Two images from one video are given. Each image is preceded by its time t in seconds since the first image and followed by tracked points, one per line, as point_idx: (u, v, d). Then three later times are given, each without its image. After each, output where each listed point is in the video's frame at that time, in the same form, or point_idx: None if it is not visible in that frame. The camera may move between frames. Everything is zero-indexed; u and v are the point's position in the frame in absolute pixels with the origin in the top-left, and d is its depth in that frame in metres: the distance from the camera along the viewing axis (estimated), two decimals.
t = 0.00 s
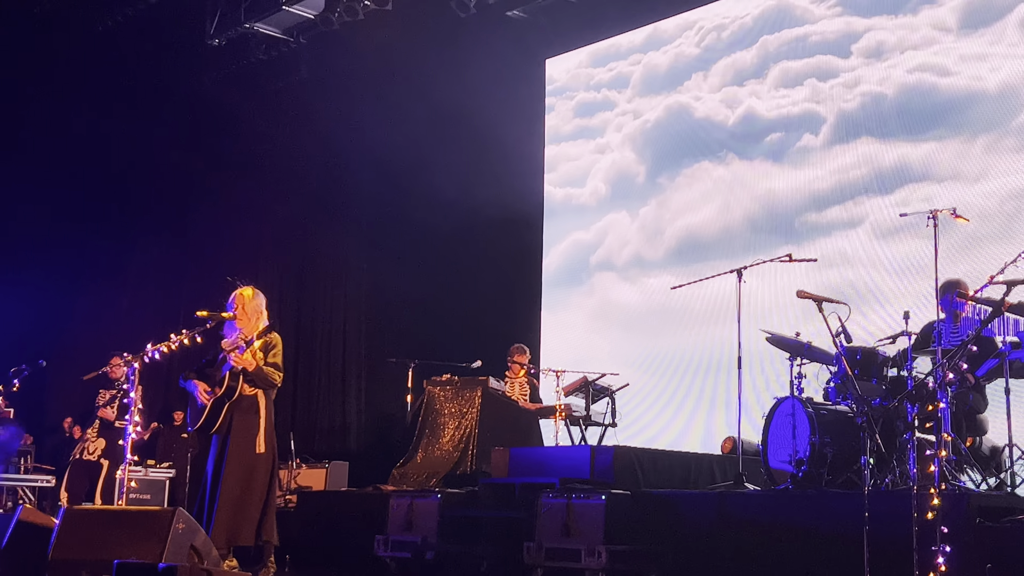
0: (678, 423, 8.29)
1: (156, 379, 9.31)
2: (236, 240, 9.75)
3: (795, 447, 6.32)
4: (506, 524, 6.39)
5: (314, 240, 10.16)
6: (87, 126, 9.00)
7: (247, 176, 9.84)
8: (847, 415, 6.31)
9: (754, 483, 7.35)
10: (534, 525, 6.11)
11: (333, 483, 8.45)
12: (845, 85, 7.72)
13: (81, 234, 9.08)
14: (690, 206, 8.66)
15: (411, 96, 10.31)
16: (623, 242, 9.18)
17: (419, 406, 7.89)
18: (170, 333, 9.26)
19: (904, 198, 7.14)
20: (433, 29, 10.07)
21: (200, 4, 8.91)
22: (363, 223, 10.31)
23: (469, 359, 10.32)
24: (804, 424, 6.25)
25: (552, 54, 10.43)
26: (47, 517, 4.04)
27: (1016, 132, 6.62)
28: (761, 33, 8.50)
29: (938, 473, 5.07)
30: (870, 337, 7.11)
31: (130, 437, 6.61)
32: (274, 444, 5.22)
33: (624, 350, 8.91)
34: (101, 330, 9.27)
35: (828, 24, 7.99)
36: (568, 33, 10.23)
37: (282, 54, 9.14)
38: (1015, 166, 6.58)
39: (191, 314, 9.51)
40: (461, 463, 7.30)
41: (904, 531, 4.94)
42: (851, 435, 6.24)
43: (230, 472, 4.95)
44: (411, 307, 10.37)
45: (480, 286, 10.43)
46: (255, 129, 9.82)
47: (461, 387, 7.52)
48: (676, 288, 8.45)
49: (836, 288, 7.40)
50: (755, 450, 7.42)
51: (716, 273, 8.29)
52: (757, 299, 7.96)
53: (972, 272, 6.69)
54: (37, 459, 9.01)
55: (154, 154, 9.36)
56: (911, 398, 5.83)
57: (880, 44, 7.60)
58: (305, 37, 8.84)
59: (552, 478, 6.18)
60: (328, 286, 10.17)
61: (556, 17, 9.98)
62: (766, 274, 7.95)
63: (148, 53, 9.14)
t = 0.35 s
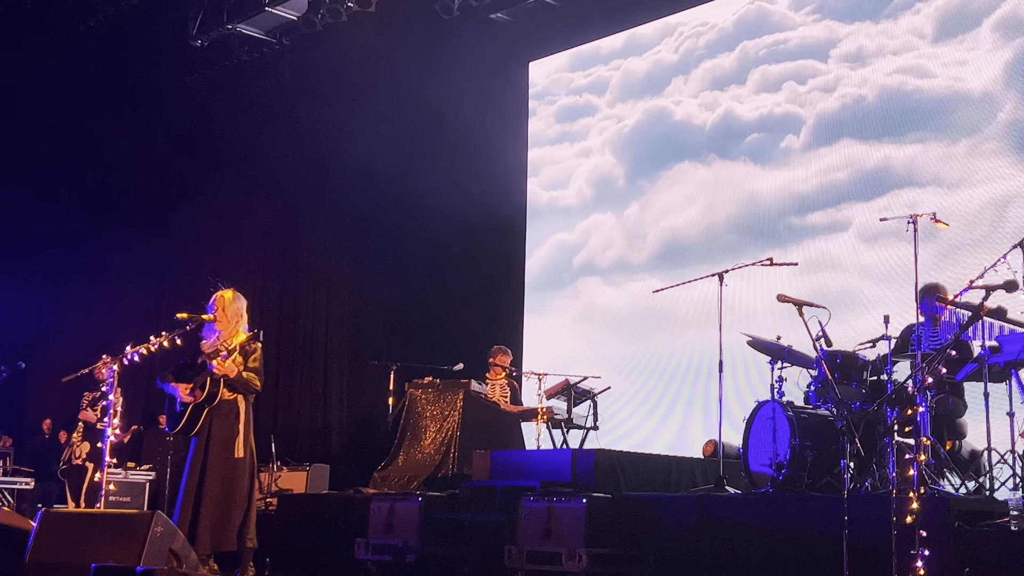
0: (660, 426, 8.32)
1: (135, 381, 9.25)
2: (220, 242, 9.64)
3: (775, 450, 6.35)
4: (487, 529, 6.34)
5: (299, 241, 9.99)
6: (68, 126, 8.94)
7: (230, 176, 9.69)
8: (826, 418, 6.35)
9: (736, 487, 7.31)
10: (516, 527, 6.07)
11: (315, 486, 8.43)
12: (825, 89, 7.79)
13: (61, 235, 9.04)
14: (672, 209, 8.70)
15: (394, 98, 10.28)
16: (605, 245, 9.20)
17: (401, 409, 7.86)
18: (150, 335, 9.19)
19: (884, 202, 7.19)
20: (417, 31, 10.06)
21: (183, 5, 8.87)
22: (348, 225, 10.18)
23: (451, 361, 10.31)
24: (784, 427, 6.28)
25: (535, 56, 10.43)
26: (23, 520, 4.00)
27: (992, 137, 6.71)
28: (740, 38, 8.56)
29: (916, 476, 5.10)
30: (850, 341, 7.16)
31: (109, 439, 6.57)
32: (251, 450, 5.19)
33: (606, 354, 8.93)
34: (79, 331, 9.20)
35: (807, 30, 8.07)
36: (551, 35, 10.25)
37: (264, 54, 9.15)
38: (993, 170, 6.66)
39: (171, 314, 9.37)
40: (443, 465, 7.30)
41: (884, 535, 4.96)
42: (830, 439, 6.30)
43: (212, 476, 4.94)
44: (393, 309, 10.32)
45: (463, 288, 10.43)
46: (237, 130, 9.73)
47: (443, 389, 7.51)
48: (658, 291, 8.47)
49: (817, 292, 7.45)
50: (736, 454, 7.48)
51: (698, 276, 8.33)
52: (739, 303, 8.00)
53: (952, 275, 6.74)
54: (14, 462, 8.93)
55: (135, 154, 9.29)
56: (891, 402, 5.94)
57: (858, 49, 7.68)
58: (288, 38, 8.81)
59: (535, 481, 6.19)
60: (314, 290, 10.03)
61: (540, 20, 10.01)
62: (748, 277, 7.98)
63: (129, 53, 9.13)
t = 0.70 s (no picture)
0: (646, 428, 8.32)
1: (121, 383, 9.18)
2: (207, 243, 9.59)
3: (762, 453, 6.36)
4: (473, 531, 6.31)
5: (286, 244, 9.96)
6: (55, 126, 8.88)
7: (219, 179, 9.68)
8: (813, 421, 6.36)
9: (720, 489, 7.35)
10: (502, 529, 6.07)
11: (301, 488, 8.41)
12: (812, 93, 7.84)
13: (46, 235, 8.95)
14: (659, 212, 8.72)
15: (382, 100, 10.26)
16: (594, 247, 9.22)
17: (387, 412, 7.83)
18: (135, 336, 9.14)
19: (870, 205, 7.24)
20: (406, 33, 10.04)
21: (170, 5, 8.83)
22: (336, 227, 10.17)
23: (438, 363, 10.29)
24: (771, 430, 6.29)
25: (523, 59, 10.45)
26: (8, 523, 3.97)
27: (977, 139, 6.77)
28: (725, 43, 8.62)
29: (902, 481, 5.14)
30: (837, 343, 7.17)
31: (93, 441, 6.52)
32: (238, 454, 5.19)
33: (593, 356, 8.95)
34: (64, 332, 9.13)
35: (792, 34, 8.13)
36: (538, 38, 10.27)
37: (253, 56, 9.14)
38: (978, 173, 6.71)
39: (157, 317, 9.32)
40: (429, 468, 7.26)
41: (870, 537, 4.97)
42: (817, 441, 6.28)
43: (197, 481, 4.93)
44: (380, 311, 10.31)
45: (450, 291, 10.44)
46: (224, 131, 9.70)
47: (430, 392, 7.49)
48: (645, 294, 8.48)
49: (805, 295, 7.46)
50: (723, 456, 7.46)
51: (684, 279, 8.35)
52: (724, 307, 8.02)
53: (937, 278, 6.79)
54: None
55: (122, 155, 9.23)
56: (876, 405, 5.91)
57: (843, 53, 7.73)
58: (276, 39, 8.78)
59: (521, 483, 6.16)
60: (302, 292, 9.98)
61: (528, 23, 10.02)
62: (734, 279, 8.00)
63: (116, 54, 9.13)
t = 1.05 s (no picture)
0: (642, 428, 8.33)
1: (114, 384, 9.15)
2: (201, 243, 9.58)
3: (757, 454, 6.40)
4: (467, 532, 6.26)
5: (281, 244, 9.95)
6: (49, 125, 8.86)
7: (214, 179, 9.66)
8: (807, 421, 6.36)
9: (714, 490, 7.36)
10: (497, 531, 6.00)
11: (295, 488, 8.40)
12: (805, 94, 7.86)
13: (41, 234, 8.94)
14: (654, 213, 8.73)
15: (377, 101, 10.26)
16: (589, 248, 9.22)
17: (382, 412, 7.82)
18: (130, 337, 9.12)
19: (864, 206, 7.26)
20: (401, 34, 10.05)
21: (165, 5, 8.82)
22: (332, 228, 10.18)
23: (434, 363, 10.27)
24: (766, 431, 6.30)
25: (518, 60, 10.47)
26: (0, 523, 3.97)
27: (969, 139, 6.81)
28: (716, 46, 8.66)
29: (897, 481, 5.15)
30: (832, 343, 7.18)
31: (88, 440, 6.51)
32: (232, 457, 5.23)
33: (588, 357, 8.95)
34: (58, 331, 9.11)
35: (784, 36, 8.16)
36: (532, 39, 10.28)
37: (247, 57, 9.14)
38: (971, 174, 6.74)
39: (151, 317, 9.31)
40: (425, 469, 7.27)
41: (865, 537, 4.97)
42: (811, 442, 6.29)
43: (191, 485, 4.97)
44: (375, 311, 10.30)
45: (445, 291, 10.41)
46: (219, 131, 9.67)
47: (424, 392, 7.48)
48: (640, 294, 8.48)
49: (800, 296, 7.47)
50: (717, 456, 7.45)
51: (679, 280, 8.36)
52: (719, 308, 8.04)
53: (930, 279, 6.81)
54: None
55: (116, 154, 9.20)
56: (871, 406, 5.91)
57: (835, 55, 7.76)
58: (271, 39, 8.79)
59: (517, 484, 6.18)
60: (297, 293, 9.97)
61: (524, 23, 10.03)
62: (728, 281, 8.01)
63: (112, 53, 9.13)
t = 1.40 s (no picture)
0: (644, 429, 8.33)
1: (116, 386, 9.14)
2: (203, 243, 9.58)
3: (758, 454, 6.38)
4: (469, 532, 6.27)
5: (282, 244, 9.95)
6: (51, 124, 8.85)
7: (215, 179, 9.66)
8: (808, 422, 6.37)
9: (717, 491, 7.35)
10: (498, 532, 6.04)
11: (296, 489, 8.42)
12: (806, 93, 7.87)
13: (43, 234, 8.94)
14: (656, 213, 8.73)
15: (379, 101, 10.25)
16: (591, 248, 9.22)
17: (383, 412, 7.82)
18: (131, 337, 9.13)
19: (866, 205, 7.26)
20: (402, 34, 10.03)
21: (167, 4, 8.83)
22: (333, 228, 10.17)
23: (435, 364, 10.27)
24: (767, 432, 6.31)
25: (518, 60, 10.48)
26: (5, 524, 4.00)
27: (968, 139, 6.80)
28: (713, 47, 8.68)
29: (898, 481, 5.15)
30: (833, 343, 7.17)
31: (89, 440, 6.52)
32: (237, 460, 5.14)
33: (590, 358, 8.95)
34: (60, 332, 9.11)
35: (783, 37, 8.18)
36: (533, 39, 10.29)
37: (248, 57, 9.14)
38: (970, 173, 6.74)
39: (153, 316, 9.31)
40: (426, 469, 7.26)
41: (867, 538, 4.97)
42: (812, 442, 6.31)
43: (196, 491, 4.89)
44: (376, 312, 10.29)
45: (447, 291, 10.42)
46: (220, 131, 9.68)
47: (425, 392, 7.48)
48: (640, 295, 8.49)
49: (801, 296, 7.47)
50: (718, 457, 7.45)
51: (681, 280, 8.36)
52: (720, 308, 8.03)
53: (930, 280, 6.80)
54: None
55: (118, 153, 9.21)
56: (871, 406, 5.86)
57: (834, 56, 7.77)
58: (273, 39, 8.79)
59: (518, 484, 6.17)
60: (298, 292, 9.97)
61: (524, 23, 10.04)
62: (729, 280, 8.02)
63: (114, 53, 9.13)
